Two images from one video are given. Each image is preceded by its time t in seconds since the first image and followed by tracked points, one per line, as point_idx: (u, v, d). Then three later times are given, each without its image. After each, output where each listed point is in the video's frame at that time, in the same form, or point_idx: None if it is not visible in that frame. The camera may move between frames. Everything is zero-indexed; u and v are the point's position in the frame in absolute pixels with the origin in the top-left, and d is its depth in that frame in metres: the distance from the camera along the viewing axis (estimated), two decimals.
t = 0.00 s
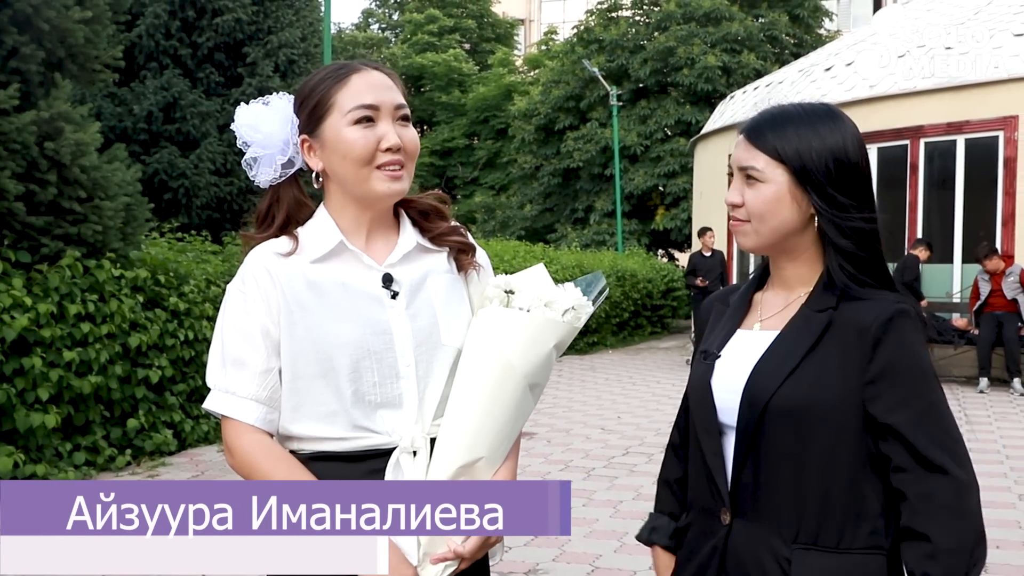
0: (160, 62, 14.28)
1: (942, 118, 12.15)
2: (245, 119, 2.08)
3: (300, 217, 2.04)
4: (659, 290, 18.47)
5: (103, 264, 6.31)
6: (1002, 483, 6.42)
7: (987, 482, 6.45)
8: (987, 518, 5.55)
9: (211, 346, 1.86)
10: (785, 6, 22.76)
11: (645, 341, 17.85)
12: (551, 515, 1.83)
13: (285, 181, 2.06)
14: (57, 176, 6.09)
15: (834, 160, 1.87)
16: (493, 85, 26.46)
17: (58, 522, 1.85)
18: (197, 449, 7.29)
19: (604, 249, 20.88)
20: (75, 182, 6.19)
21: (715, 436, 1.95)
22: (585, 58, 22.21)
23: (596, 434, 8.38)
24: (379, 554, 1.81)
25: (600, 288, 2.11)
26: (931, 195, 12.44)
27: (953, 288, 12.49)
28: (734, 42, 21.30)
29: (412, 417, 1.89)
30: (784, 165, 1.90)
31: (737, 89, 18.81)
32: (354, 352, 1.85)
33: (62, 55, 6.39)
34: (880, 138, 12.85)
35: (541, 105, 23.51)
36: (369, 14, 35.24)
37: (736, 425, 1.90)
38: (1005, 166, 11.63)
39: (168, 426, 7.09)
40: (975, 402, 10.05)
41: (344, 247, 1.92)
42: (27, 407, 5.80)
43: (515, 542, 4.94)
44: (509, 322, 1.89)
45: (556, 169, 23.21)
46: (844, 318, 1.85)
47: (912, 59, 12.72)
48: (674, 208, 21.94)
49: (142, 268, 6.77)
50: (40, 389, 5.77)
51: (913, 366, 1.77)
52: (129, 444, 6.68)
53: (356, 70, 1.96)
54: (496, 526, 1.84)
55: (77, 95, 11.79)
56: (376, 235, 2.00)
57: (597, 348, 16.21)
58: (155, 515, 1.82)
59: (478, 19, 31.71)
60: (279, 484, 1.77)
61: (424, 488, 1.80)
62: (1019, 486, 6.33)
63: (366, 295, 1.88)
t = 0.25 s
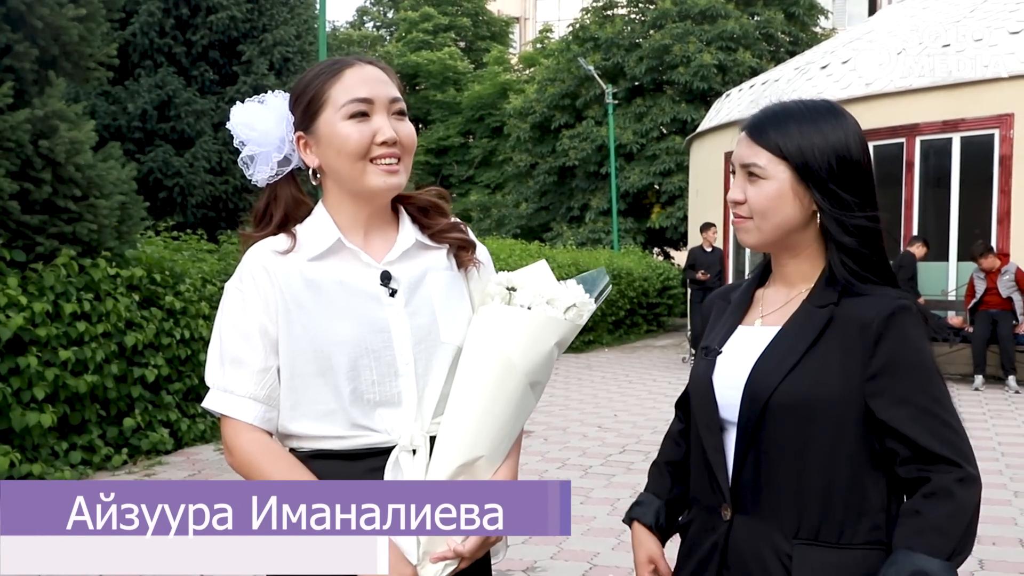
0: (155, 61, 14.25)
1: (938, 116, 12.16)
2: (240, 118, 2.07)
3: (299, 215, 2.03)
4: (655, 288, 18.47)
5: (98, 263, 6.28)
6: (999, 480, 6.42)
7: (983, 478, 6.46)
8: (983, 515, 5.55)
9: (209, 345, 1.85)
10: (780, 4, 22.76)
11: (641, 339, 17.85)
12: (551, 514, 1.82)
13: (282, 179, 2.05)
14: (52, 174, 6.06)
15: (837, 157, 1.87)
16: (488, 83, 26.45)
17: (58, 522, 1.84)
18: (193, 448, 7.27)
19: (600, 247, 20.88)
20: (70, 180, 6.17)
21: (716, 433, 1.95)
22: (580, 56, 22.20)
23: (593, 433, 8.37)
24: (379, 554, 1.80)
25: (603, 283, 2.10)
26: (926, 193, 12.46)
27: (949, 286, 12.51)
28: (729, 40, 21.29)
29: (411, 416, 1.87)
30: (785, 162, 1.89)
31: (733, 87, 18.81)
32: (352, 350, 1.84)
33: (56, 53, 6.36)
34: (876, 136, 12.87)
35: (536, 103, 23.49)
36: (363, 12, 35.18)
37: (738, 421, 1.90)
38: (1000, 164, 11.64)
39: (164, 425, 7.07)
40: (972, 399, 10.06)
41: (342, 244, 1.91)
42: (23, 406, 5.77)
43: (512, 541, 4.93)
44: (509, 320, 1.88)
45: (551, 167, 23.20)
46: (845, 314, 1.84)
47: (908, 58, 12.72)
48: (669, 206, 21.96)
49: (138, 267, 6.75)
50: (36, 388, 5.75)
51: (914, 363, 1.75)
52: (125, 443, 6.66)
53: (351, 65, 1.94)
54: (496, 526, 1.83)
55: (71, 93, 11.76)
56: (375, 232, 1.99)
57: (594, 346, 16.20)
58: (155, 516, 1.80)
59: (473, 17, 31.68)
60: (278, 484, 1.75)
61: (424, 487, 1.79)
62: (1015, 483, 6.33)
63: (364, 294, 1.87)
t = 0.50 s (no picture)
0: (147, 57, 14.20)
1: (930, 113, 12.20)
2: (236, 117, 2.07)
3: (296, 212, 2.02)
4: (648, 285, 18.48)
5: (91, 260, 6.26)
6: (990, 477, 6.44)
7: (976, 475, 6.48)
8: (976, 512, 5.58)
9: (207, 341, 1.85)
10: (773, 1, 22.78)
11: (634, 337, 17.86)
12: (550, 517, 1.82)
13: (279, 177, 2.05)
14: (44, 171, 6.04)
15: (833, 154, 1.87)
16: (482, 80, 26.43)
17: (58, 522, 1.84)
18: (187, 446, 7.26)
19: (593, 245, 20.90)
20: (63, 178, 6.16)
21: (714, 429, 1.95)
22: (573, 54, 22.20)
23: (586, 430, 8.38)
24: (379, 554, 1.80)
25: (603, 280, 2.10)
26: (918, 190, 12.52)
27: (941, 283, 12.55)
28: (722, 37, 21.30)
29: (410, 413, 1.88)
30: (783, 159, 1.89)
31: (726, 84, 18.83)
32: (351, 347, 1.83)
33: (49, 49, 6.34)
34: (869, 133, 12.91)
35: (529, 100, 23.48)
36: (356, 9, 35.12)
37: (735, 418, 1.90)
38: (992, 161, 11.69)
39: (157, 423, 7.06)
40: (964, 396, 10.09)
41: (340, 240, 1.91)
42: (15, 404, 5.75)
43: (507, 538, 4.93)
44: (508, 316, 1.88)
45: (544, 164, 23.19)
46: (844, 311, 1.84)
47: (900, 55, 12.75)
48: (663, 203, 21.99)
49: (131, 264, 6.73)
50: (28, 386, 5.73)
51: (913, 359, 1.76)
52: (118, 440, 6.65)
53: (345, 61, 1.94)
54: (496, 526, 1.82)
55: (64, 90, 11.71)
56: (373, 229, 1.99)
57: (587, 343, 16.22)
58: (155, 516, 1.80)
59: (465, 14, 31.64)
60: (277, 484, 1.75)
61: (423, 488, 1.79)
62: (1007, 480, 6.36)
63: (362, 290, 1.87)
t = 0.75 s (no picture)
0: (141, 52, 14.17)
1: (923, 117, 12.24)
2: (239, 114, 2.07)
3: (297, 207, 2.03)
4: (640, 285, 18.50)
5: (84, 255, 6.24)
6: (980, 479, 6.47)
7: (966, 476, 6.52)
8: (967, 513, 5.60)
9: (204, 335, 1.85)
10: (768, 3, 22.82)
11: (626, 336, 17.88)
12: (550, 516, 1.82)
13: (280, 174, 2.05)
14: (38, 165, 6.03)
15: (831, 155, 1.88)
16: (476, 78, 26.43)
17: (58, 522, 1.83)
18: (178, 441, 7.24)
19: (586, 244, 20.93)
20: (57, 171, 6.15)
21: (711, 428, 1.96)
22: (568, 53, 22.20)
23: (579, 429, 8.39)
24: (379, 554, 1.79)
25: (603, 279, 2.12)
26: (911, 193, 12.54)
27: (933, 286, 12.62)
28: (717, 38, 21.33)
29: (409, 408, 1.88)
30: (781, 161, 1.90)
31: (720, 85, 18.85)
32: (350, 342, 1.84)
33: (43, 43, 6.33)
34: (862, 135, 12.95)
35: (524, 99, 23.48)
36: (351, 5, 35.08)
37: (732, 417, 1.91)
38: (984, 165, 11.75)
39: (149, 418, 7.04)
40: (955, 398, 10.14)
41: (340, 235, 1.91)
42: (6, 398, 5.74)
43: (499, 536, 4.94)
44: (507, 313, 1.89)
45: (538, 163, 23.19)
46: (841, 311, 1.85)
47: (894, 58, 12.79)
48: (656, 203, 22.02)
49: (124, 259, 6.71)
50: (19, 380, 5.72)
51: (910, 358, 1.77)
52: (110, 436, 6.63)
53: (348, 57, 1.95)
54: (496, 526, 1.83)
55: (57, 83, 11.67)
56: (373, 224, 2.00)
57: (579, 342, 16.23)
58: (155, 516, 1.80)
59: (461, 12, 31.62)
60: (279, 484, 1.76)
61: (422, 487, 1.80)
62: (997, 482, 6.39)
63: (361, 285, 1.88)
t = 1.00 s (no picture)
0: (137, 48, 14.15)
1: (919, 117, 12.27)
2: (240, 108, 2.07)
3: (297, 204, 2.03)
4: (635, 284, 18.52)
5: (79, 251, 6.23)
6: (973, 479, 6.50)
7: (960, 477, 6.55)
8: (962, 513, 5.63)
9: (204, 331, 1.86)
10: (764, 3, 22.84)
11: (621, 335, 17.90)
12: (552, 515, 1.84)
13: (280, 169, 2.05)
14: (34, 161, 6.04)
15: (831, 154, 1.90)
16: (471, 77, 26.43)
17: (59, 522, 1.87)
18: (173, 439, 7.24)
19: (581, 242, 20.95)
20: (52, 167, 6.15)
21: (710, 429, 1.97)
22: (564, 51, 22.20)
23: (574, 428, 8.40)
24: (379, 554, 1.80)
25: (601, 280, 2.13)
26: (906, 193, 12.57)
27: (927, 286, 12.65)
28: (712, 38, 21.34)
29: (410, 408, 1.89)
30: (781, 161, 1.91)
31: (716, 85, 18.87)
32: (352, 340, 1.85)
33: (39, 39, 6.32)
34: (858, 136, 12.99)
35: (519, 98, 23.48)
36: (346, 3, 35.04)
37: (732, 417, 1.93)
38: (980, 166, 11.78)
39: (143, 415, 7.04)
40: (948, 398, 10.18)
41: (341, 233, 1.92)
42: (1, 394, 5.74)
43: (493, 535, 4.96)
44: (508, 313, 1.90)
45: (533, 162, 23.19)
46: (842, 312, 1.87)
47: (890, 58, 12.82)
48: (651, 202, 22.04)
49: (120, 256, 6.70)
50: (14, 376, 5.71)
51: (908, 359, 1.79)
52: (104, 432, 6.64)
53: (352, 55, 1.96)
54: (496, 526, 1.84)
55: (52, 79, 11.65)
56: (375, 223, 2.00)
57: (574, 341, 16.25)
58: (155, 516, 1.83)
59: (456, 10, 31.59)
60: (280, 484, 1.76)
61: (423, 487, 1.81)
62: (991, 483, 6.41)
63: (363, 284, 1.89)
